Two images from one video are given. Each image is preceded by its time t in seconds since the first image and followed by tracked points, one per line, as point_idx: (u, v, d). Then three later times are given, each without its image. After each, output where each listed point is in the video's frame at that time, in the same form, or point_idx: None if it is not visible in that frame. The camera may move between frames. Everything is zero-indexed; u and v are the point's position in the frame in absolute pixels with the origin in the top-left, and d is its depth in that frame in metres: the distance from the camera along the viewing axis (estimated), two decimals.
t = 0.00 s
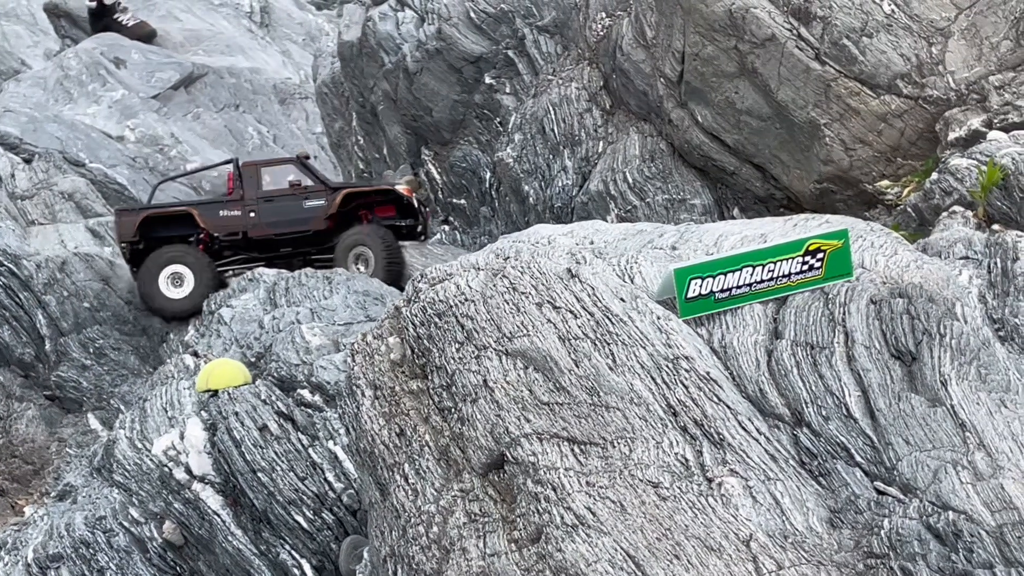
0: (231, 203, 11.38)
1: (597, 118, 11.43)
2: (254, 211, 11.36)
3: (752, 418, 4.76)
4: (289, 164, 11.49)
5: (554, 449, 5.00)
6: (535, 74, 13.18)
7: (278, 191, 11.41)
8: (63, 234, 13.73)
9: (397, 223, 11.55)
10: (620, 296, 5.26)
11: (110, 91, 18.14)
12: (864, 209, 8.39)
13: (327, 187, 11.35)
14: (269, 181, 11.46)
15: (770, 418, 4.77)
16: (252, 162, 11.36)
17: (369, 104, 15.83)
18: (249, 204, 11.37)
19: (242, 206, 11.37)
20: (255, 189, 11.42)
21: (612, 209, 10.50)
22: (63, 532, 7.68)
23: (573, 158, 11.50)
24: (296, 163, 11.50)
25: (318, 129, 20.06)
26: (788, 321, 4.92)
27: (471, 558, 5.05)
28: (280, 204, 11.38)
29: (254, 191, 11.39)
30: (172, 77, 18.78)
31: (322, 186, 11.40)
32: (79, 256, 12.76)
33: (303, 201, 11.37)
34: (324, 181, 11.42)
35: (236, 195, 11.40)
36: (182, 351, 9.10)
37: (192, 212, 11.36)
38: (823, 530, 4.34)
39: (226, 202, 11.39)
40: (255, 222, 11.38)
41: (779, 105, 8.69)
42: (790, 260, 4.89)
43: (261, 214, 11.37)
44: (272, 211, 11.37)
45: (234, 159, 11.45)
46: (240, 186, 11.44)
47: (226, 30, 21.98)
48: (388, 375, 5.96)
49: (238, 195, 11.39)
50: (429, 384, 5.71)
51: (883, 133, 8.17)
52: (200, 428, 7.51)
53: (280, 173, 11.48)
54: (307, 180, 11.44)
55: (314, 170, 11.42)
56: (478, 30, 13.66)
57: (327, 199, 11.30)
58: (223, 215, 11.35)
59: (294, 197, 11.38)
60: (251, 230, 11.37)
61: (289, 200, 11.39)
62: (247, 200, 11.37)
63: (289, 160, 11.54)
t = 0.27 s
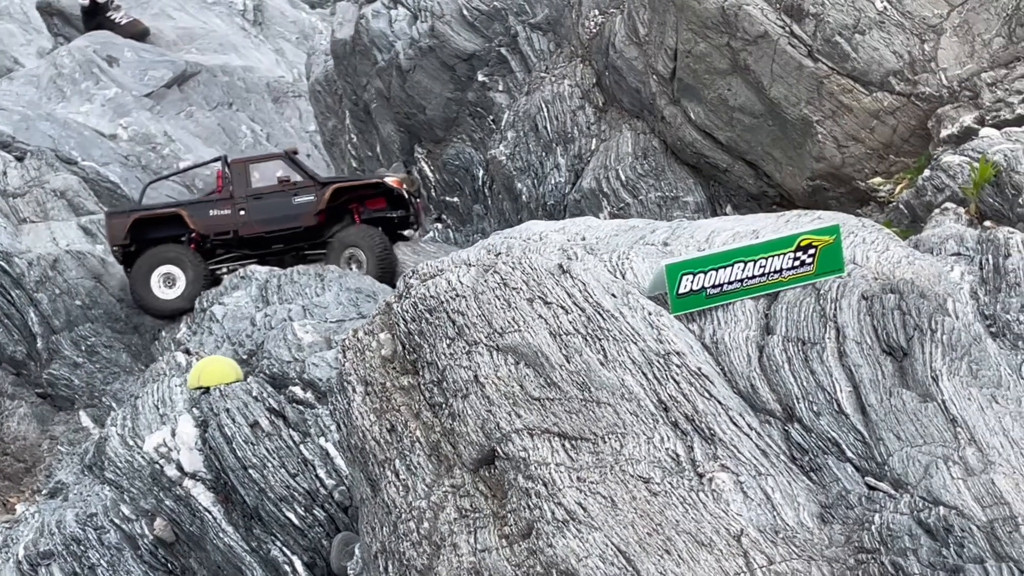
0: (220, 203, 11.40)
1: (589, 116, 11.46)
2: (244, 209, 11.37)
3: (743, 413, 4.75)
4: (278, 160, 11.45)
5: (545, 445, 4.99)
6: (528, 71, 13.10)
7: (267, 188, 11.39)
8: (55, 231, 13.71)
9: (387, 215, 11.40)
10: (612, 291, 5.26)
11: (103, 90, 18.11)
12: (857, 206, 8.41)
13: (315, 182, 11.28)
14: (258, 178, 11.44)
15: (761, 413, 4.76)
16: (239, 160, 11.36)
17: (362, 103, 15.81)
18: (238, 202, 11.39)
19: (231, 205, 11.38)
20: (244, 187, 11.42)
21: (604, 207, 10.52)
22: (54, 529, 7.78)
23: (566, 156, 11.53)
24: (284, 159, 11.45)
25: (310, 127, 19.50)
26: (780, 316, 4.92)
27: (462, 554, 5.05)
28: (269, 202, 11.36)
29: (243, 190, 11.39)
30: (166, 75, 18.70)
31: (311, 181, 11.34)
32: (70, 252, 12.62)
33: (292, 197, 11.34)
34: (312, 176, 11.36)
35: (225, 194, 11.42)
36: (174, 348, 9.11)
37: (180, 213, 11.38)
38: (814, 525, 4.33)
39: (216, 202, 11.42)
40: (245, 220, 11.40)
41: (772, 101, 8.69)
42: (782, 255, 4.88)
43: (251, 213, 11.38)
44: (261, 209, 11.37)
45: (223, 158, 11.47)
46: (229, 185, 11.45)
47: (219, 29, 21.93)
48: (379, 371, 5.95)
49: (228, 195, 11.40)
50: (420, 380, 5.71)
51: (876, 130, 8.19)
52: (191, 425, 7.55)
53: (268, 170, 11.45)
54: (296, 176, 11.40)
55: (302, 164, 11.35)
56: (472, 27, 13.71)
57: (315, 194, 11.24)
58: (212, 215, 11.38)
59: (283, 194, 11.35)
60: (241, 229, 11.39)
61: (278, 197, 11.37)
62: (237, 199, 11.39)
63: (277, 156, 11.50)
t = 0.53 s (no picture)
0: (210, 205, 11.37)
1: (583, 117, 11.46)
2: (234, 211, 11.34)
3: (737, 416, 4.77)
4: (265, 158, 11.37)
5: (539, 448, 5.00)
6: (523, 72, 13.25)
7: (256, 188, 11.33)
8: (50, 232, 13.71)
9: (380, 205, 11.21)
10: (606, 295, 5.26)
11: (97, 90, 18.07)
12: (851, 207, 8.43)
13: (303, 180, 11.19)
14: (247, 178, 11.38)
15: (755, 416, 4.77)
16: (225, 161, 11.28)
17: (357, 103, 15.80)
18: (228, 204, 11.35)
19: (221, 207, 11.36)
20: (234, 188, 11.37)
21: (598, 208, 10.53)
22: (48, 531, 7.62)
23: (560, 157, 11.50)
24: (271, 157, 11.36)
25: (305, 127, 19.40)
26: (773, 319, 4.92)
27: (456, 557, 5.06)
28: (259, 202, 11.32)
29: (232, 191, 11.35)
30: (160, 76, 18.68)
31: (299, 179, 11.25)
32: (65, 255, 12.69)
33: (281, 196, 11.27)
34: (300, 173, 11.26)
35: (214, 196, 11.38)
36: (168, 350, 9.11)
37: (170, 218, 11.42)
38: (807, 529, 4.35)
39: (206, 205, 11.40)
40: (236, 222, 11.37)
41: (766, 103, 8.70)
42: (775, 258, 4.88)
43: (242, 214, 11.34)
44: (252, 210, 11.33)
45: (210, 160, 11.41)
46: (218, 187, 11.41)
47: (214, 29, 21.87)
48: (373, 374, 5.96)
49: (217, 197, 11.37)
50: (414, 383, 5.71)
51: (869, 132, 8.20)
52: (186, 427, 7.55)
53: (256, 169, 11.38)
54: (284, 174, 11.32)
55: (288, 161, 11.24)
56: (466, 28, 13.69)
57: (304, 192, 11.16)
58: (202, 218, 11.37)
59: (272, 193, 11.29)
60: (232, 231, 11.37)
61: (268, 196, 11.31)
62: (227, 200, 11.35)
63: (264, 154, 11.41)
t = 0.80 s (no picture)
0: (206, 207, 11.38)
1: (580, 117, 11.46)
2: (229, 212, 11.35)
3: (735, 416, 4.77)
4: (259, 158, 11.32)
5: (537, 447, 5.00)
6: (519, 72, 13.22)
7: (251, 188, 11.31)
8: (46, 232, 13.70)
9: (375, 202, 11.16)
10: (603, 294, 5.26)
11: (93, 90, 18.03)
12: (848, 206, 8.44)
13: (298, 180, 11.15)
14: (242, 178, 11.36)
15: (752, 415, 4.77)
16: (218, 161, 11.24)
17: (353, 103, 15.79)
18: (223, 205, 11.36)
19: (217, 209, 11.37)
20: (229, 189, 11.35)
21: (595, 208, 10.54)
22: (44, 530, 7.68)
23: (557, 157, 11.51)
24: (265, 157, 11.30)
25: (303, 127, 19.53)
26: (771, 319, 4.91)
27: (454, 556, 5.05)
28: (253, 203, 11.31)
29: (227, 192, 11.34)
30: (156, 75, 18.63)
31: (294, 179, 11.21)
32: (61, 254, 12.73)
33: (276, 196, 11.23)
34: (294, 173, 11.22)
35: (210, 197, 11.38)
36: (165, 349, 9.10)
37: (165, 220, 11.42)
38: (805, 527, 4.34)
39: (201, 206, 11.40)
40: (232, 223, 11.39)
41: (763, 103, 8.72)
42: (773, 258, 4.86)
43: (237, 215, 11.35)
44: (247, 211, 11.33)
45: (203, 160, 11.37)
46: (214, 187, 11.40)
47: (210, 29, 21.84)
48: (371, 373, 5.95)
49: (212, 198, 11.37)
50: (412, 382, 5.72)
51: (866, 132, 8.21)
52: (183, 427, 7.58)
53: (251, 169, 11.35)
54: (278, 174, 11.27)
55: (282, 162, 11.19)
56: (463, 28, 13.67)
57: (299, 192, 11.13)
58: (198, 220, 11.39)
59: (267, 193, 11.25)
60: (228, 232, 11.40)
61: (262, 197, 11.28)
62: (222, 201, 11.35)
63: (258, 154, 11.36)
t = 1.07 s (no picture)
0: (203, 207, 11.36)
1: (577, 119, 11.46)
2: (227, 212, 11.33)
3: (731, 418, 4.77)
4: (257, 158, 11.33)
5: (534, 450, 5.00)
6: (515, 73, 13.14)
7: (248, 188, 11.30)
8: (43, 233, 13.68)
9: (373, 204, 11.21)
10: (600, 297, 5.26)
11: (89, 90, 18.00)
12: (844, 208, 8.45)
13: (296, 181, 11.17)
14: (240, 178, 11.36)
15: (749, 418, 4.78)
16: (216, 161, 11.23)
17: (349, 104, 15.77)
18: (220, 205, 11.34)
19: (214, 209, 11.35)
20: (226, 189, 11.34)
21: (592, 209, 10.54)
22: (42, 532, 7.65)
23: (554, 158, 11.51)
24: (263, 157, 11.32)
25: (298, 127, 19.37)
26: (768, 321, 4.91)
27: (451, 559, 5.05)
28: (251, 203, 11.29)
29: (224, 192, 11.33)
30: (152, 76, 18.58)
31: (292, 180, 11.23)
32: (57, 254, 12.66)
33: (274, 197, 11.25)
34: (292, 174, 11.24)
35: (207, 197, 11.36)
36: (162, 351, 9.09)
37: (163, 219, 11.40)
38: (801, 530, 4.35)
39: (198, 206, 11.39)
40: (229, 224, 11.37)
41: (759, 105, 8.73)
42: (769, 260, 4.88)
43: (234, 216, 11.33)
44: (244, 211, 11.31)
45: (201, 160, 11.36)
46: (211, 187, 11.38)
47: (206, 29, 21.80)
48: (368, 376, 5.95)
49: (209, 198, 11.35)
50: (409, 385, 5.72)
51: (862, 134, 8.22)
52: (180, 429, 7.57)
53: (249, 169, 11.35)
54: (276, 175, 11.30)
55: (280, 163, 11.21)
56: (460, 30, 13.69)
57: (297, 193, 11.15)
58: (195, 220, 11.37)
59: (264, 194, 11.26)
60: (225, 232, 11.38)
61: (260, 197, 11.28)
62: (219, 201, 11.34)
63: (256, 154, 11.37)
